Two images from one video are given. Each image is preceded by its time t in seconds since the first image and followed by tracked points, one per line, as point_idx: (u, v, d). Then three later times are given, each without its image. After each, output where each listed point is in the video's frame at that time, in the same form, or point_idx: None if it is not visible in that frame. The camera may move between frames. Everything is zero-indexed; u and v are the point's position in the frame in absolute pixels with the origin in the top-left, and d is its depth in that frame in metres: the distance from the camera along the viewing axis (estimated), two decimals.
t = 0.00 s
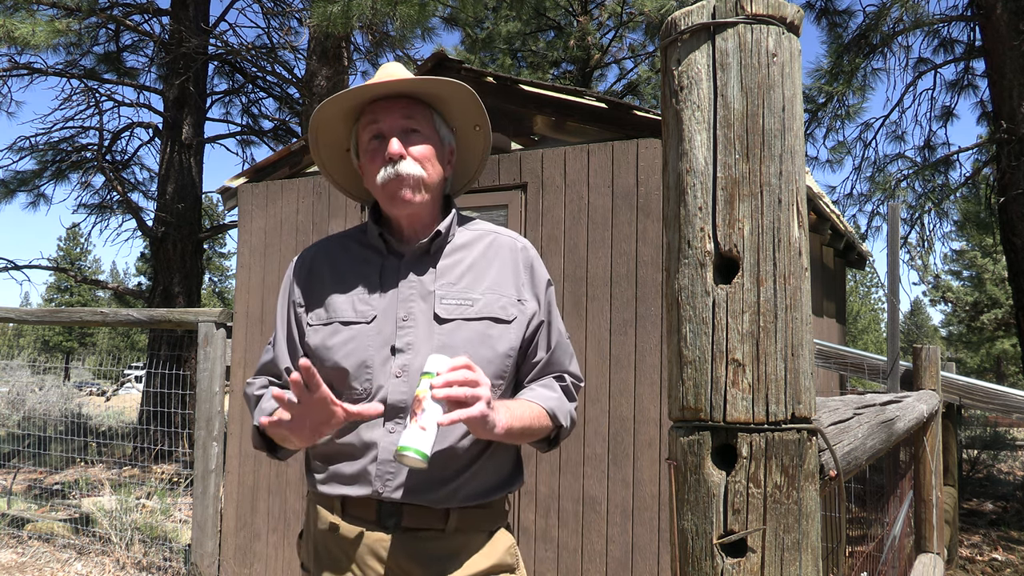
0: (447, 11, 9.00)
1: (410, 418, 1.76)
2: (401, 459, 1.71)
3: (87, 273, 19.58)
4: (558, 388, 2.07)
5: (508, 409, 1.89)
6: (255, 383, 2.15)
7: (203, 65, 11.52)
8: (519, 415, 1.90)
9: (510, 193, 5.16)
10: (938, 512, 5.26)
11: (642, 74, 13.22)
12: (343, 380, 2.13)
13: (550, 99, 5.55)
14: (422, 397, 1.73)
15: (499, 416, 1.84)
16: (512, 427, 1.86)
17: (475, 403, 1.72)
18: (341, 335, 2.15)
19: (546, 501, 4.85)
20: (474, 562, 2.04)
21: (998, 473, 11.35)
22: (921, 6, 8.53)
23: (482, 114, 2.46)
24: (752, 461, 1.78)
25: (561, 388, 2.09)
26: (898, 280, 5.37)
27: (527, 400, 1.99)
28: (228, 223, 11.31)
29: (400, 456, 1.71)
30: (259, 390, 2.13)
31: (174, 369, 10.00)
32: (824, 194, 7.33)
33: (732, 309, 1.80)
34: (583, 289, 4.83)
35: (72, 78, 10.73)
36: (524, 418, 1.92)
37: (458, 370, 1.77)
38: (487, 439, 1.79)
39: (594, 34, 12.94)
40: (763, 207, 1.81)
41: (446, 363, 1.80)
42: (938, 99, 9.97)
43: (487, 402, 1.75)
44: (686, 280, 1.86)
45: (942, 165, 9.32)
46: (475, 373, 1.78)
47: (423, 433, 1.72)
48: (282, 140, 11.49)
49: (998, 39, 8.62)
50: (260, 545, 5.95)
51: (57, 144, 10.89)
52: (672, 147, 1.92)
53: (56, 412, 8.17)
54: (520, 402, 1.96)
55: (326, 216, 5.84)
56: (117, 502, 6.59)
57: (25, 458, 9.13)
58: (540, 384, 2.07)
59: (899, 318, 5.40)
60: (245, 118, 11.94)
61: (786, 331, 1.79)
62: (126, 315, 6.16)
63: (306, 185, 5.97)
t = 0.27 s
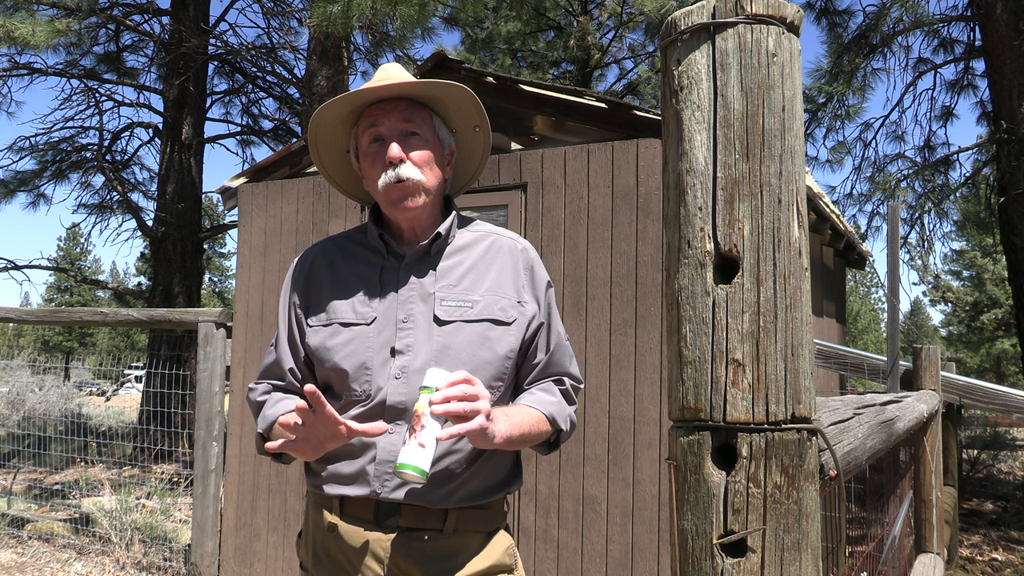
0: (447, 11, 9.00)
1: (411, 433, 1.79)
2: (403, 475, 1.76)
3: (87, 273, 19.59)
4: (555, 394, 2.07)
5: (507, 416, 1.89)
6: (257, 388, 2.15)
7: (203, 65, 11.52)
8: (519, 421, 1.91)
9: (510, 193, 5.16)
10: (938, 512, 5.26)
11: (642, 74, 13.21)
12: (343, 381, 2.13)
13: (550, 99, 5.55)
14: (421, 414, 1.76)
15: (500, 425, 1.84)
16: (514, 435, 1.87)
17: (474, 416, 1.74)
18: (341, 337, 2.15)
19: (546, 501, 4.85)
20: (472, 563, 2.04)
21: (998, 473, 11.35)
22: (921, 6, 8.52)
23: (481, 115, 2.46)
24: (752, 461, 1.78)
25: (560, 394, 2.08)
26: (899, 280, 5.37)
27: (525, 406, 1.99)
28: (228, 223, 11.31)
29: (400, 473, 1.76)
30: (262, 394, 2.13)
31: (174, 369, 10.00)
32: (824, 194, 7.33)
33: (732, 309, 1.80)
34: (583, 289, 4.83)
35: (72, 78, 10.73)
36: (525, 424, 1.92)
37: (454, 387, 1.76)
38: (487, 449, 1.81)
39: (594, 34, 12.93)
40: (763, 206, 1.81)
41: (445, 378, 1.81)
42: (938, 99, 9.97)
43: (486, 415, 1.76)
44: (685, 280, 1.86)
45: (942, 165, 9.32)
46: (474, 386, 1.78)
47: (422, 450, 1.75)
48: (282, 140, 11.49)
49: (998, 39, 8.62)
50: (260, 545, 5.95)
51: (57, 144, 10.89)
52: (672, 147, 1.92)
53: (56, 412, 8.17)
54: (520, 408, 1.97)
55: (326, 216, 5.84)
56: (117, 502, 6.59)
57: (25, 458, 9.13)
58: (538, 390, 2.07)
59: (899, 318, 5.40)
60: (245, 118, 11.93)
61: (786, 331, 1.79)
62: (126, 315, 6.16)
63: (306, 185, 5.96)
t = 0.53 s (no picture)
0: (447, 11, 9.00)
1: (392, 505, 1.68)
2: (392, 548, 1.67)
3: (87, 274, 19.53)
4: (547, 407, 2.02)
5: (497, 447, 1.82)
6: (256, 382, 2.12)
7: (203, 65, 11.52)
8: (509, 449, 1.85)
9: (510, 193, 5.16)
10: (938, 512, 5.26)
11: (642, 74, 13.21)
12: (342, 379, 2.13)
13: (550, 99, 5.56)
14: (397, 483, 1.66)
15: (488, 462, 1.74)
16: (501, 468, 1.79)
17: (456, 466, 1.63)
18: (340, 334, 2.15)
19: (546, 501, 4.85)
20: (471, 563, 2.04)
21: (998, 473, 11.35)
22: (921, 6, 8.53)
23: (483, 115, 2.46)
24: (752, 461, 1.78)
25: (552, 406, 2.03)
26: (898, 280, 5.37)
27: (517, 426, 1.94)
28: (229, 223, 11.31)
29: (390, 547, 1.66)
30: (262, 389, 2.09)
31: (174, 369, 10.00)
32: (824, 194, 7.33)
33: (732, 309, 1.80)
34: (583, 289, 4.83)
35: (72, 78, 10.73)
36: (513, 450, 1.86)
37: (424, 448, 1.62)
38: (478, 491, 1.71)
39: (594, 34, 12.93)
40: (763, 206, 1.81)
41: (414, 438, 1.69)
42: (937, 99, 9.98)
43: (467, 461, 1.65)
44: (686, 280, 1.86)
45: (942, 165, 9.33)
46: (448, 439, 1.65)
47: (407, 519, 1.65)
48: (282, 140, 11.49)
49: (998, 39, 8.62)
50: (260, 545, 5.96)
51: (57, 144, 10.89)
52: (672, 147, 1.92)
53: (55, 412, 8.16)
54: (509, 432, 1.91)
55: (326, 216, 5.84)
56: (117, 502, 6.59)
57: (25, 458, 9.13)
58: (529, 405, 2.02)
59: (899, 318, 5.40)
60: (245, 118, 11.93)
61: (786, 331, 1.79)
62: (126, 315, 6.16)
63: (306, 185, 5.96)
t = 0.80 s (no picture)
0: (447, 11, 9.00)
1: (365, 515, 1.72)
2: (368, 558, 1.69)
3: (87, 275, 19.54)
4: (541, 411, 2.00)
5: (484, 455, 1.84)
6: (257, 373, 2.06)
7: (203, 65, 11.51)
8: (498, 457, 1.86)
9: (510, 193, 5.16)
10: (938, 512, 5.27)
11: (642, 74, 13.21)
12: (339, 377, 2.12)
13: (550, 99, 5.56)
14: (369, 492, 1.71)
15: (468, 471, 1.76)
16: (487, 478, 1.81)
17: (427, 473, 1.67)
18: (339, 332, 2.14)
19: (546, 501, 4.85)
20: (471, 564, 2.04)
21: (998, 473, 11.34)
22: (921, 6, 8.53)
23: (482, 114, 2.46)
24: (752, 461, 1.78)
25: (545, 409, 2.01)
26: (898, 280, 5.37)
27: (511, 432, 1.94)
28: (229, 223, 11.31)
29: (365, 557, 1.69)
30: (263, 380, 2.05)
31: (174, 369, 10.00)
32: (824, 194, 7.33)
33: (732, 309, 1.80)
34: (583, 289, 4.83)
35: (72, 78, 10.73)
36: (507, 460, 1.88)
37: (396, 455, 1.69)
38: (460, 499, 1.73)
39: (594, 34, 12.93)
40: (763, 206, 1.81)
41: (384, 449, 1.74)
42: (938, 99, 9.98)
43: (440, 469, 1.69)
44: (686, 280, 1.86)
45: (942, 165, 9.33)
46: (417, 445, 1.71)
47: (378, 528, 1.68)
48: (282, 140, 11.49)
49: (998, 39, 8.62)
50: (259, 545, 5.96)
51: (57, 144, 10.89)
52: (672, 147, 1.92)
53: (55, 412, 8.16)
54: (503, 440, 1.92)
55: (326, 216, 5.84)
56: (117, 502, 6.59)
57: (25, 458, 9.13)
58: (524, 409, 2.01)
59: (899, 318, 5.40)
60: (245, 118, 11.93)
61: (786, 331, 1.79)
62: (126, 315, 6.16)
63: (306, 185, 5.96)
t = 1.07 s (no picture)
0: (447, 11, 9.00)
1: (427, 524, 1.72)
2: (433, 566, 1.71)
3: (87, 275, 19.52)
4: (562, 408, 2.02)
5: (521, 454, 1.85)
6: (238, 377, 2.17)
7: (203, 65, 11.51)
8: (532, 456, 1.87)
9: (510, 193, 5.16)
10: (938, 512, 5.27)
11: (642, 74, 13.21)
12: (337, 381, 2.13)
13: (550, 99, 5.56)
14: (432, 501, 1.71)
15: (516, 471, 1.78)
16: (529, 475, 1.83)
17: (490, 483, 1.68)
18: (337, 337, 2.15)
19: (546, 501, 4.85)
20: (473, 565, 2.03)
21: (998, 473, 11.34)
22: (921, 6, 8.53)
23: (480, 113, 2.46)
24: (752, 461, 1.78)
25: (567, 406, 2.03)
26: (898, 280, 5.37)
27: (535, 431, 1.96)
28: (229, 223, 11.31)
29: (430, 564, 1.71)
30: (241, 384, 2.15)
31: (174, 369, 10.00)
32: (824, 194, 7.33)
33: (732, 309, 1.80)
34: (583, 289, 4.83)
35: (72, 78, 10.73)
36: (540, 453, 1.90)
37: (458, 465, 1.69)
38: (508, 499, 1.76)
39: (594, 34, 12.93)
40: (763, 206, 1.81)
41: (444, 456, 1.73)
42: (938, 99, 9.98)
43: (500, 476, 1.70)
44: (686, 280, 1.86)
45: (942, 165, 9.33)
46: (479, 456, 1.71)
47: (443, 537, 1.70)
48: (282, 140, 11.49)
49: (998, 39, 8.62)
50: (259, 545, 5.96)
51: (57, 144, 10.89)
52: (672, 147, 1.92)
53: (56, 412, 8.16)
54: (529, 438, 1.93)
55: (326, 216, 5.84)
56: (117, 502, 6.59)
57: (25, 458, 9.12)
58: (544, 407, 2.03)
59: (899, 318, 5.40)
60: (245, 118, 11.92)
61: (786, 332, 1.79)
62: (126, 315, 6.16)
63: (306, 185, 5.96)
